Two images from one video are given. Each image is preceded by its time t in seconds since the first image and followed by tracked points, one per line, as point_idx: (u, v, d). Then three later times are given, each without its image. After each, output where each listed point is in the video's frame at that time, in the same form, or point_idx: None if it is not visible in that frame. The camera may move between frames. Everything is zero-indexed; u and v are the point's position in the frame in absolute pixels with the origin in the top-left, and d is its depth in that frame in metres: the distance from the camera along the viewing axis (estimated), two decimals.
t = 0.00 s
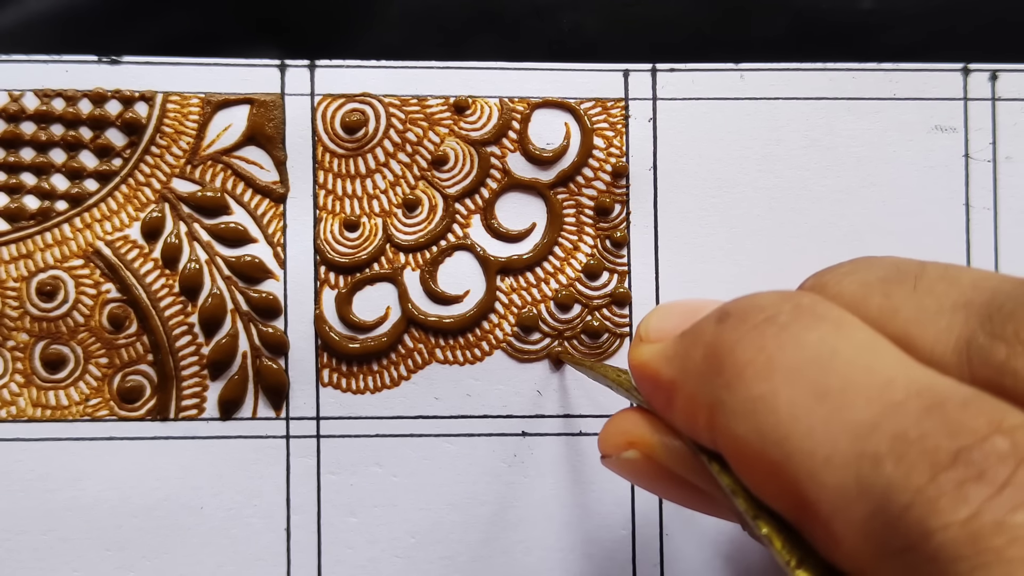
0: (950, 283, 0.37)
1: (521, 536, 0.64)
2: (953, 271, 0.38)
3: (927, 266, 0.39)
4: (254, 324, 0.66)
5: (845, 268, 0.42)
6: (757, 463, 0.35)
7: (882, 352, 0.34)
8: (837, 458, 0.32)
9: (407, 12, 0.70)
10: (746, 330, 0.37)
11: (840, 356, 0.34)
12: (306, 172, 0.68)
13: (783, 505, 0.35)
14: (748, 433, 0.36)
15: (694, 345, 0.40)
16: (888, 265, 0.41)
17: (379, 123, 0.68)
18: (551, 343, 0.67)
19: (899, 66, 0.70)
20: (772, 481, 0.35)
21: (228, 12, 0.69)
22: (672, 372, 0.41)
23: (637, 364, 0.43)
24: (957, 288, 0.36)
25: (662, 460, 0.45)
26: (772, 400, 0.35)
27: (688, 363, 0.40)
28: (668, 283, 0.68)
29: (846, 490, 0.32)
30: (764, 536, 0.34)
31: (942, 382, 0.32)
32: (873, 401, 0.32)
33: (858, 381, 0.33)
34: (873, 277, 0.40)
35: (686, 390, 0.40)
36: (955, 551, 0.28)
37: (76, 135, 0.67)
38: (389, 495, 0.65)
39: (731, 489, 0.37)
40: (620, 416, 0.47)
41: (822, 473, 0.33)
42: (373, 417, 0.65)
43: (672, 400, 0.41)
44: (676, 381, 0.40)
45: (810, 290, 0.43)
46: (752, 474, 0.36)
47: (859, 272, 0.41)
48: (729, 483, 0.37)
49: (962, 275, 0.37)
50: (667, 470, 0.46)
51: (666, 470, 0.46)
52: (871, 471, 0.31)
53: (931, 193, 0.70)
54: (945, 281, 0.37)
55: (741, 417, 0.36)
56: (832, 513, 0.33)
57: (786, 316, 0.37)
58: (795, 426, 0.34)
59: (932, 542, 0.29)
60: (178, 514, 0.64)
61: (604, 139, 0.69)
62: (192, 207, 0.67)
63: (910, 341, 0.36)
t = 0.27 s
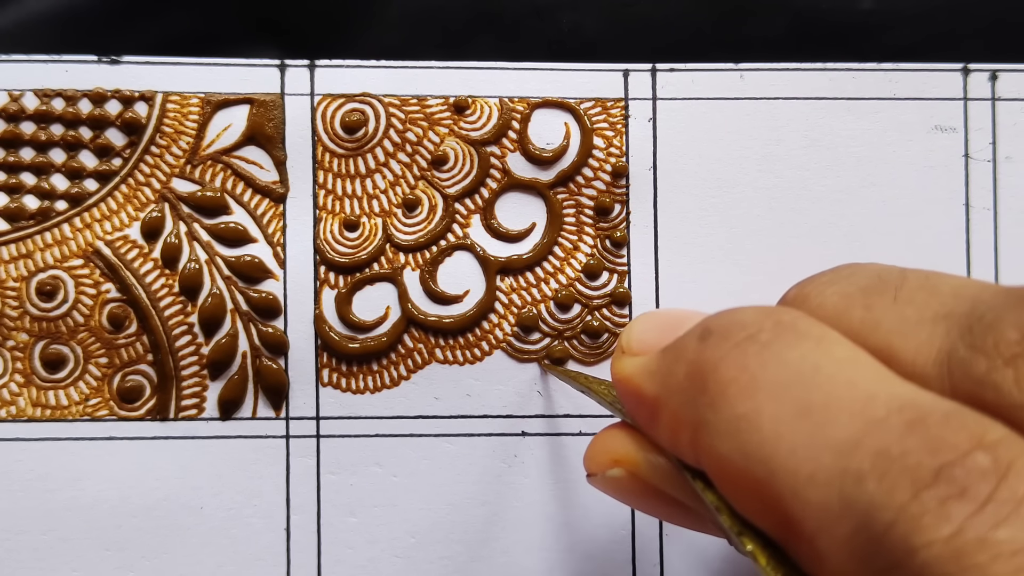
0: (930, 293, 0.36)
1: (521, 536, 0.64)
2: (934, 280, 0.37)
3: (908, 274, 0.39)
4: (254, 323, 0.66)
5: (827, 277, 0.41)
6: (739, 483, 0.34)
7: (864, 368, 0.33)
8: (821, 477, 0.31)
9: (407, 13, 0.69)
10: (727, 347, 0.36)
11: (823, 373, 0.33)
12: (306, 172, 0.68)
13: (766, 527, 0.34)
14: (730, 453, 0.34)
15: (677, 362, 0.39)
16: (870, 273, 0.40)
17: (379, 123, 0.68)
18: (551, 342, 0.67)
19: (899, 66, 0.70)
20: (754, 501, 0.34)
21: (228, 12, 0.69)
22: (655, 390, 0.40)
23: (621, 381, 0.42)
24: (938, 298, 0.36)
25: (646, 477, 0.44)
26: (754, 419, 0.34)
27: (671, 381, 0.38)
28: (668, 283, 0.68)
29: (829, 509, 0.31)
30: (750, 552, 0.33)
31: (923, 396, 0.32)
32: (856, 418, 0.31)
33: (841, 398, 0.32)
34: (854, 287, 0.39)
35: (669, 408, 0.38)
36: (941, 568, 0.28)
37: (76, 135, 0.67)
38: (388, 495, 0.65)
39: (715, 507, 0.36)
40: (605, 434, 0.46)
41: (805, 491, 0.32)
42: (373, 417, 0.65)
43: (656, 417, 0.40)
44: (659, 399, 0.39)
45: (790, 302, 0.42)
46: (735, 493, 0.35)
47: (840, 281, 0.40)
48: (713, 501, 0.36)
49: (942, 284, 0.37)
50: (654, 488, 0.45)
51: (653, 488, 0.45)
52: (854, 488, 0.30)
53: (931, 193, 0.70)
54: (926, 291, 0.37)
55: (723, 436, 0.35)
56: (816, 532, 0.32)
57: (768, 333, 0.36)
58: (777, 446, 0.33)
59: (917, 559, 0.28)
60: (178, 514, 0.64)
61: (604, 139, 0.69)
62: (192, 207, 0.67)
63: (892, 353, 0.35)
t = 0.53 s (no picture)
0: (972, 290, 0.39)
1: (521, 536, 0.64)
2: (974, 279, 0.40)
3: (945, 274, 0.41)
4: (253, 324, 0.66)
5: (864, 274, 0.43)
6: (780, 474, 0.35)
7: (908, 361, 0.34)
8: (863, 468, 0.32)
9: (406, 12, 0.69)
10: (768, 340, 0.37)
11: (866, 365, 0.34)
12: (305, 172, 0.68)
13: (806, 517, 0.35)
14: (772, 443, 0.35)
15: (716, 355, 0.39)
16: (905, 271, 0.42)
17: (379, 123, 0.68)
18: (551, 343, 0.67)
19: (899, 66, 0.70)
20: (797, 492, 0.35)
21: (227, 11, 0.69)
22: (693, 383, 0.40)
23: (659, 374, 0.43)
24: (980, 294, 0.38)
25: (685, 468, 0.44)
26: (797, 410, 0.34)
27: (710, 374, 0.39)
28: (667, 283, 0.68)
29: (871, 500, 0.31)
30: (789, 543, 0.35)
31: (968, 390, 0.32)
32: (898, 410, 0.32)
33: (884, 391, 0.33)
34: (892, 285, 0.41)
35: (709, 400, 0.39)
36: (986, 559, 0.27)
37: (75, 135, 0.67)
38: (388, 495, 0.65)
39: (755, 499, 0.37)
40: (644, 424, 0.46)
41: (846, 483, 0.32)
42: (373, 417, 0.65)
43: (694, 409, 0.41)
44: (698, 391, 0.40)
45: (829, 297, 0.44)
46: (775, 484, 0.35)
47: (876, 279, 0.42)
48: (752, 492, 0.38)
49: (983, 283, 0.39)
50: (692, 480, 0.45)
51: (691, 480, 0.45)
52: (896, 478, 0.31)
53: (930, 194, 0.70)
54: (966, 288, 0.39)
55: (765, 427, 0.35)
56: (858, 523, 0.32)
57: (810, 326, 0.37)
58: (819, 437, 0.33)
59: (961, 549, 0.28)
60: (177, 514, 0.64)
61: (604, 139, 0.69)
62: (192, 207, 0.67)
63: (934, 346, 0.38)
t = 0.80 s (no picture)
0: (917, 288, 0.36)
1: (520, 536, 0.64)
2: (920, 276, 0.37)
3: (894, 271, 0.38)
4: (253, 323, 0.66)
5: (816, 274, 0.41)
6: (726, 481, 0.34)
7: (851, 362, 0.32)
8: (809, 472, 0.31)
9: (406, 12, 0.69)
10: (713, 345, 0.35)
11: (809, 369, 0.32)
12: (305, 172, 0.68)
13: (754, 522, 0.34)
14: (716, 449, 0.34)
15: (664, 361, 0.38)
16: (858, 270, 0.40)
17: (379, 123, 0.68)
18: (551, 343, 0.67)
19: (899, 66, 0.70)
20: (742, 498, 0.33)
21: (226, 11, 0.69)
22: (643, 389, 0.39)
23: (610, 382, 0.42)
24: (925, 293, 0.36)
25: (633, 476, 0.44)
26: (741, 415, 0.33)
27: (659, 380, 0.38)
28: (667, 283, 0.68)
29: (819, 505, 0.30)
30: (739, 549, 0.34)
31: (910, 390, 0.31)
32: (845, 412, 0.31)
33: (828, 393, 0.31)
34: (841, 285, 0.39)
35: (658, 407, 0.38)
36: (929, 560, 0.28)
37: (75, 135, 0.67)
38: (388, 495, 0.65)
39: (704, 504, 0.36)
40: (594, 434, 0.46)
41: (793, 488, 0.31)
42: (373, 417, 0.65)
43: (643, 416, 0.40)
44: (648, 399, 0.39)
45: (778, 301, 0.41)
46: (721, 491, 0.34)
47: (826, 279, 0.40)
48: (703, 499, 0.36)
49: (930, 280, 0.36)
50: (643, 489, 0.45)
51: (642, 489, 0.44)
52: (843, 482, 0.30)
53: (930, 194, 0.70)
54: (913, 286, 0.37)
55: (709, 434, 0.34)
56: (805, 529, 0.31)
57: (755, 330, 0.35)
58: (765, 443, 0.32)
59: (905, 551, 0.28)
60: (177, 513, 0.64)
61: (604, 139, 0.69)
62: (192, 207, 0.67)
63: (878, 351, 0.35)
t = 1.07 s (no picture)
0: (964, 295, 0.39)
1: (520, 536, 0.64)
2: (967, 284, 0.40)
3: (938, 279, 0.42)
4: (253, 323, 0.66)
5: (858, 281, 0.44)
6: (780, 484, 0.36)
7: (901, 369, 0.35)
8: (863, 476, 0.33)
9: (406, 12, 0.69)
10: (763, 351, 0.38)
11: (860, 374, 0.35)
12: (305, 172, 0.68)
13: (806, 527, 0.36)
14: (769, 453, 0.36)
15: (712, 366, 0.41)
16: (900, 278, 0.43)
17: (379, 123, 0.68)
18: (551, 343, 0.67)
19: (898, 66, 0.70)
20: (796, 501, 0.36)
21: (226, 11, 0.69)
22: (690, 393, 0.42)
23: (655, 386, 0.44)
24: (972, 301, 0.39)
25: (683, 480, 0.45)
26: (794, 421, 0.36)
27: (705, 385, 0.41)
28: (667, 283, 0.68)
29: (873, 507, 0.33)
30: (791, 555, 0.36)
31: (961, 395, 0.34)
32: (898, 418, 0.33)
33: (881, 399, 0.34)
34: (887, 291, 0.42)
35: (706, 411, 0.41)
36: (985, 565, 0.29)
37: (75, 135, 0.67)
38: (388, 495, 0.65)
39: (755, 508, 0.38)
40: (641, 437, 0.47)
41: (847, 491, 0.34)
42: (373, 417, 0.65)
43: (690, 420, 0.42)
44: (694, 402, 0.41)
45: (825, 305, 0.45)
46: (774, 493, 0.37)
47: (872, 285, 0.43)
48: (753, 504, 0.38)
49: (977, 288, 0.40)
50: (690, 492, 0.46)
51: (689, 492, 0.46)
52: (896, 487, 0.32)
53: (930, 193, 0.70)
54: (960, 293, 0.40)
55: (763, 438, 0.37)
56: (858, 531, 0.33)
57: (804, 336, 0.38)
58: (817, 447, 0.35)
59: (960, 556, 0.30)
60: (177, 513, 0.64)
61: (604, 139, 0.69)
62: (192, 207, 0.67)
63: (931, 355, 0.38)
